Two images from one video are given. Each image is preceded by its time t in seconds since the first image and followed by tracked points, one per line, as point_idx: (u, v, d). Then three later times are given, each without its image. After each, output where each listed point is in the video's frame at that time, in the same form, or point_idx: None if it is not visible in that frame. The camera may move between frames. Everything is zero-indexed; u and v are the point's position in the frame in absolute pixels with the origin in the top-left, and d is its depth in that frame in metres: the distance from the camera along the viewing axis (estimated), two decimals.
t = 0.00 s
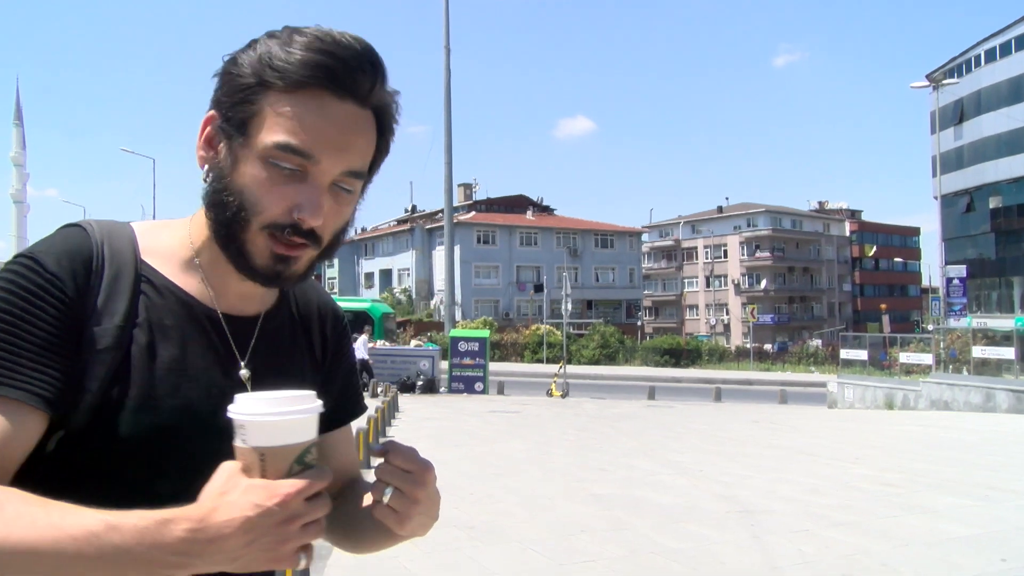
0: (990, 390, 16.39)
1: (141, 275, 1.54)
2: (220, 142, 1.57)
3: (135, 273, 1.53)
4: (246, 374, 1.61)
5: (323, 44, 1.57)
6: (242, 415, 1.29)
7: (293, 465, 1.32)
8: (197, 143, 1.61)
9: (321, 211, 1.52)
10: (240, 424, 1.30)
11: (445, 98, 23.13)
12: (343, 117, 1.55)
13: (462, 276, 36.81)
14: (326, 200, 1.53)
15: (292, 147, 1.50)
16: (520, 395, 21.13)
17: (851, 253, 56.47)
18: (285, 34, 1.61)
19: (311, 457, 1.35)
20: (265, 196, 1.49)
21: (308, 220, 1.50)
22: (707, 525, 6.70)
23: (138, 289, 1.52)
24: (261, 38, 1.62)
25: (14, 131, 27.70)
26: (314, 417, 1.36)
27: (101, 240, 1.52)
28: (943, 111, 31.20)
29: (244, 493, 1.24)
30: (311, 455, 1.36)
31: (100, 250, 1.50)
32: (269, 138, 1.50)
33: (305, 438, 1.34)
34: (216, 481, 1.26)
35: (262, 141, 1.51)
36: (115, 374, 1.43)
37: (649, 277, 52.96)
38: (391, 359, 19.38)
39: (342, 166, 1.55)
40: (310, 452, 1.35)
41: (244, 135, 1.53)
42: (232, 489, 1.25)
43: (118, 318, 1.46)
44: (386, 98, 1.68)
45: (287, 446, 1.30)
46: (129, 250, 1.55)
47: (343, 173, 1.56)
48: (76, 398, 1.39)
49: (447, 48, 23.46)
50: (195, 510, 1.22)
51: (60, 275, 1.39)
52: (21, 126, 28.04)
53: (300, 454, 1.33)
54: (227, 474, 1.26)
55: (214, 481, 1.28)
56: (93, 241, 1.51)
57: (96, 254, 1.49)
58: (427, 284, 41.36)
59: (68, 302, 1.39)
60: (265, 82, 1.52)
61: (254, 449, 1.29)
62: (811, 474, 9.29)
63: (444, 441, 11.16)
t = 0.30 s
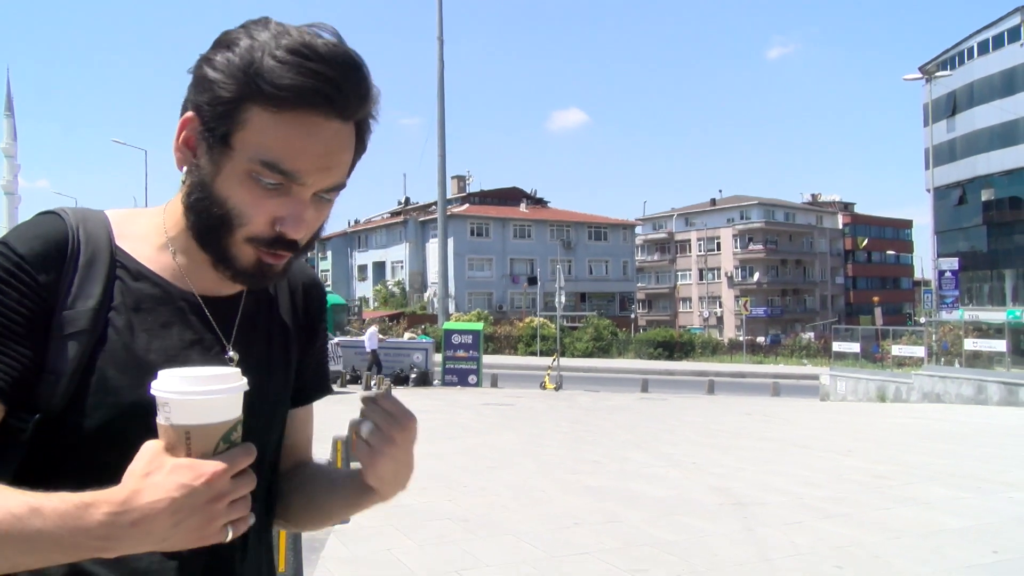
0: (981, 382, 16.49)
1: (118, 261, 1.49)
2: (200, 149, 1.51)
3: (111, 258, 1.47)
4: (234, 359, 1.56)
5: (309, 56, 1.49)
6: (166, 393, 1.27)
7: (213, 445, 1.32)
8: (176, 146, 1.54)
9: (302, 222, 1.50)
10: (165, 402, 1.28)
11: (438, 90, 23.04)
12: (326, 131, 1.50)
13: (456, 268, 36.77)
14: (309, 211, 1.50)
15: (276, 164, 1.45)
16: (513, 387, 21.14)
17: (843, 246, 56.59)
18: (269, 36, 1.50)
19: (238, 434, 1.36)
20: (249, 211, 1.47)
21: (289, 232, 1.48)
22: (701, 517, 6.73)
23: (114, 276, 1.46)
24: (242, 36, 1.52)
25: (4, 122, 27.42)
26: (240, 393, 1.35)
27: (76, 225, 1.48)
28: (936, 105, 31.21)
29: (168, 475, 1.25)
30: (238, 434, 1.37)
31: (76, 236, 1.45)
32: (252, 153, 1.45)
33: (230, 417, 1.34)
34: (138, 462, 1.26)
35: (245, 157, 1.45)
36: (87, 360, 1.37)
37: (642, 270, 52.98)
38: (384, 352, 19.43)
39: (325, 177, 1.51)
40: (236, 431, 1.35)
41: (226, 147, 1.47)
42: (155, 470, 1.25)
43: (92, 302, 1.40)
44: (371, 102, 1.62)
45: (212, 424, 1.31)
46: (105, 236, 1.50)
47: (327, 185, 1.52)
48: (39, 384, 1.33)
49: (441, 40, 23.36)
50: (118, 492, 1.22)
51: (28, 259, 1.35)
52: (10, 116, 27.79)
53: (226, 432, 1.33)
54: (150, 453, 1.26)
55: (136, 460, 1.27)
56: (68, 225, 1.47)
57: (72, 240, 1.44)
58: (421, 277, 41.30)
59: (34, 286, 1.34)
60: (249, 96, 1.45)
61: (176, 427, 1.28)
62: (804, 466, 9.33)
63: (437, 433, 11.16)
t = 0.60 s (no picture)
0: (994, 380, 16.37)
1: (127, 258, 1.46)
2: (174, 143, 1.52)
3: (121, 256, 1.44)
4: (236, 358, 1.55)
5: (263, 37, 1.51)
6: (154, 325, 1.29)
7: (200, 371, 1.37)
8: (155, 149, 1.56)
9: (268, 197, 1.45)
10: (159, 334, 1.30)
11: (448, 89, 23.06)
12: (287, 109, 1.50)
13: (465, 267, 36.83)
14: (274, 188, 1.47)
15: (237, 139, 1.45)
16: (522, 386, 21.14)
17: (854, 244, 56.34)
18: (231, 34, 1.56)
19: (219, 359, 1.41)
20: (213, 189, 1.43)
21: (253, 206, 1.43)
22: (712, 515, 6.72)
23: (125, 274, 1.44)
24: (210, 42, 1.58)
25: (17, 122, 27.60)
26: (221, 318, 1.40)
27: (86, 223, 1.44)
28: (948, 101, 30.93)
29: (178, 410, 1.27)
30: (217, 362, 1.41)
31: (88, 235, 1.42)
32: (213, 133, 1.46)
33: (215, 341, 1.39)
34: (140, 399, 1.28)
35: (206, 138, 1.46)
36: (103, 354, 1.36)
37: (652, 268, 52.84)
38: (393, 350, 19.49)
39: (287, 154, 1.49)
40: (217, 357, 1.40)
41: (193, 134, 1.48)
42: (167, 402, 1.28)
43: (106, 297, 1.38)
44: (337, 87, 1.61)
45: (203, 348, 1.36)
46: (112, 234, 1.46)
47: (291, 162, 1.50)
48: (57, 376, 1.32)
49: (450, 39, 23.38)
50: (143, 429, 1.24)
51: (46, 253, 1.34)
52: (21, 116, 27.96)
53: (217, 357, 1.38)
54: (151, 390, 1.28)
55: (136, 397, 1.29)
56: (79, 223, 1.43)
57: (84, 238, 1.41)
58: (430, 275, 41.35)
59: (50, 278, 1.33)
60: (209, 80, 1.48)
61: (170, 357, 1.32)
62: (815, 464, 9.29)
63: (447, 432, 11.18)
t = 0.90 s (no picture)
0: (1007, 383, 16.25)
1: (146, 258, 1.45)
2: (186, 146, 1.53)
3: (140, 258, 1.43)
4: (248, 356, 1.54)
5: (269, 38, 1.51)
6: (160, 296, 1.29)
7: (201, 338, 1.38)
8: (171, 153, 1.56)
9: (278, 192, 1.45)
10: (168, 306, 1.31)
11: (457, 90, 23.08)
12: (294, 105, 1.50)
13: (474, 267, 36.86)
14: (283, 184, 1.46)
15: (246, 136, 1.45)
16: (531, 387, 21.13)
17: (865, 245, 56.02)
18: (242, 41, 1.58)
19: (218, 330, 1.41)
20: (222, 186, 1.43)
21: (264, 201, 1.43)
22: (722, 517, 6.69)
23: (143, 271, 1.42)
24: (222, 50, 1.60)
25: (30, 123, 27.80)
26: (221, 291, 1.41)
27: (106, 225, 1.43)
28: (960, 101, 30.72)
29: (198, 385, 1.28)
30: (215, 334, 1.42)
31: (108, 236, 1.41)
32: (223, 132, 1.46)
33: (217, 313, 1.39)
34: (153, 372, 1.26)
35: (215, 136, 1.46)
36: (121, 351, 1.35)
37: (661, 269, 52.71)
38: (402, 350, 19.51)
39: (295, 149, 1.49)
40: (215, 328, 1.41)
41: (203, 135, 1.48)
42: (183, 374, 1.27)
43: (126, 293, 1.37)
44: (344, 86, 1.60)
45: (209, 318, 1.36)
46: (132, 237, 1.45)
47: (300, 156, 1.49)
48: (78, 376, 1.31)
49: (459, 40, 23.40)
50: (165, 402, 1.23)
51: (68, 254, 1.33)
52: (34, 117, 28.20)
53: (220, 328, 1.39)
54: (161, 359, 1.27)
55: (146, 369, 1.27)
56: (99, 226, 1.42)
57: (104, 239, 1.40)
58: (439, 276, 41.41)
59: (71, 278, 1.32)
60: (220, 81, 1.48)
61: (177, 326, 1.33)
62: (826, 466, 9.24)
63: (456, 432, 11.18)
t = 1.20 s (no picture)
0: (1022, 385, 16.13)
1: (171, 257, 1.47)
2: (217, 148, 1.55)
3: (165, 254, 1.46)
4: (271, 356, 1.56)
5: (298, 41, 1.53)
6: (183, 292, 1.32)
7: (222, 337, 1.40)
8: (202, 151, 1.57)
9: (308, 192, 1.47)
10: (190, 303, 1.33)
11: (468, 90, 23.11)
12: (321, 107, 1.52)
13: (485, 267, 36.92)
14: (313, 184, 1.49)
15: (274, 137, 1.47)
16: (542, 387, 21.12)
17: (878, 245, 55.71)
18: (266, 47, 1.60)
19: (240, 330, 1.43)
20: (253, 187, 1.46)
21: (295, 202, 1.45)
22: (733, 518, 6.68)
23: (167, 268, 1.45)
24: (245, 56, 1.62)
25: (45, 124, 28.06)
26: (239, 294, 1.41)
27: (134, 221, 1.46)
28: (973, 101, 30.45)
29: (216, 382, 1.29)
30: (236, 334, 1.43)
31: (134, 232, 1.44)
32: (255, 133, 1.48)
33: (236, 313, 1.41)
34: (173, 368, 1.28)
35: (245, 139, 1.48)
36: (141, 345, 1.37)
37: (672, 270, 52.54)
38: (413, 350, 19.56)
39: (322, 150, 1.50)
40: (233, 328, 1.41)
41: (235, 135, 1.51)
42: (201, 371, 1.29)
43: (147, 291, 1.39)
44: (369, 87, 1.61)
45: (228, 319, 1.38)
46: (158, 233, 1.48)
47: (328, 159, 1.52)
48: (101, 369, 1.34)
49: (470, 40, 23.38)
50: (183, 399, 1.26)
51: (94, 249, 1.36)
52: (49, 119, 28.49)
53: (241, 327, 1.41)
54: (181, 356, 1.29)
55: (166, 364, 1.29)
56: (127, 221, 1.45)
57: (130, 234, 1.43)
58: (450, 276, 41.48)
59: (96, 274, 1.34)
60: (247, 84, 1.51)
61: (198, 323, 1.35)
62: (837, 468, 9.19)
63: (467, 432, 11.21)
